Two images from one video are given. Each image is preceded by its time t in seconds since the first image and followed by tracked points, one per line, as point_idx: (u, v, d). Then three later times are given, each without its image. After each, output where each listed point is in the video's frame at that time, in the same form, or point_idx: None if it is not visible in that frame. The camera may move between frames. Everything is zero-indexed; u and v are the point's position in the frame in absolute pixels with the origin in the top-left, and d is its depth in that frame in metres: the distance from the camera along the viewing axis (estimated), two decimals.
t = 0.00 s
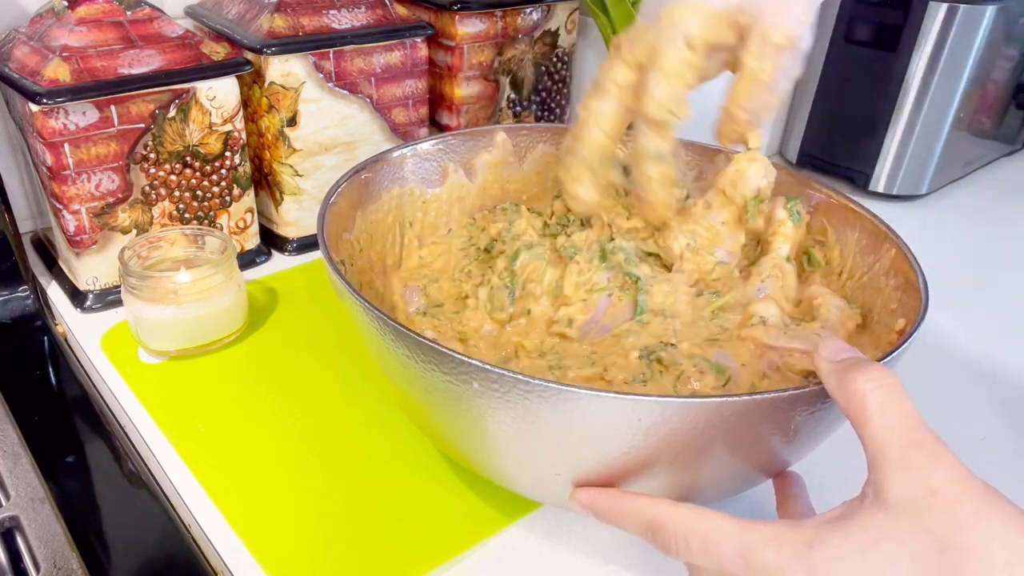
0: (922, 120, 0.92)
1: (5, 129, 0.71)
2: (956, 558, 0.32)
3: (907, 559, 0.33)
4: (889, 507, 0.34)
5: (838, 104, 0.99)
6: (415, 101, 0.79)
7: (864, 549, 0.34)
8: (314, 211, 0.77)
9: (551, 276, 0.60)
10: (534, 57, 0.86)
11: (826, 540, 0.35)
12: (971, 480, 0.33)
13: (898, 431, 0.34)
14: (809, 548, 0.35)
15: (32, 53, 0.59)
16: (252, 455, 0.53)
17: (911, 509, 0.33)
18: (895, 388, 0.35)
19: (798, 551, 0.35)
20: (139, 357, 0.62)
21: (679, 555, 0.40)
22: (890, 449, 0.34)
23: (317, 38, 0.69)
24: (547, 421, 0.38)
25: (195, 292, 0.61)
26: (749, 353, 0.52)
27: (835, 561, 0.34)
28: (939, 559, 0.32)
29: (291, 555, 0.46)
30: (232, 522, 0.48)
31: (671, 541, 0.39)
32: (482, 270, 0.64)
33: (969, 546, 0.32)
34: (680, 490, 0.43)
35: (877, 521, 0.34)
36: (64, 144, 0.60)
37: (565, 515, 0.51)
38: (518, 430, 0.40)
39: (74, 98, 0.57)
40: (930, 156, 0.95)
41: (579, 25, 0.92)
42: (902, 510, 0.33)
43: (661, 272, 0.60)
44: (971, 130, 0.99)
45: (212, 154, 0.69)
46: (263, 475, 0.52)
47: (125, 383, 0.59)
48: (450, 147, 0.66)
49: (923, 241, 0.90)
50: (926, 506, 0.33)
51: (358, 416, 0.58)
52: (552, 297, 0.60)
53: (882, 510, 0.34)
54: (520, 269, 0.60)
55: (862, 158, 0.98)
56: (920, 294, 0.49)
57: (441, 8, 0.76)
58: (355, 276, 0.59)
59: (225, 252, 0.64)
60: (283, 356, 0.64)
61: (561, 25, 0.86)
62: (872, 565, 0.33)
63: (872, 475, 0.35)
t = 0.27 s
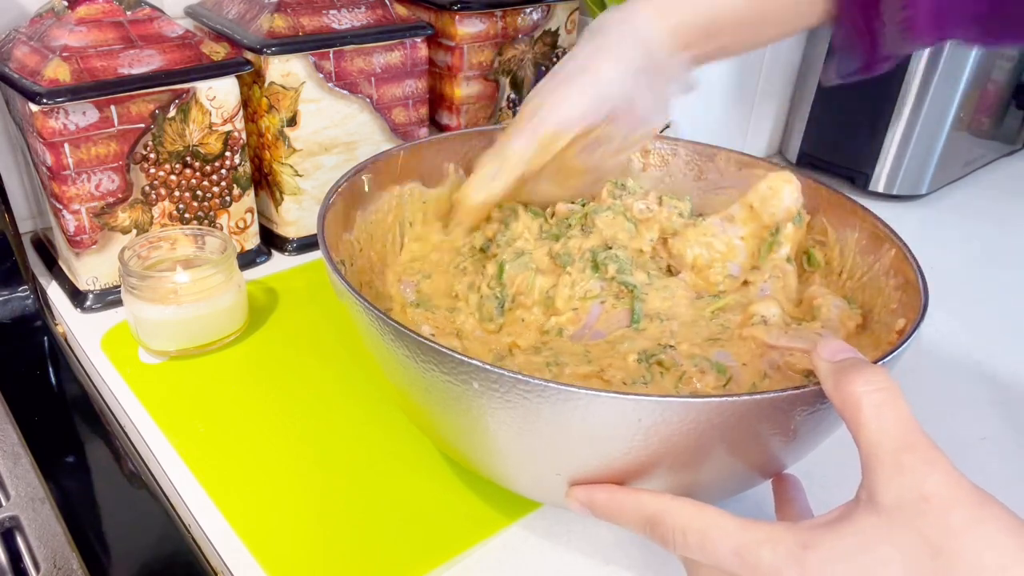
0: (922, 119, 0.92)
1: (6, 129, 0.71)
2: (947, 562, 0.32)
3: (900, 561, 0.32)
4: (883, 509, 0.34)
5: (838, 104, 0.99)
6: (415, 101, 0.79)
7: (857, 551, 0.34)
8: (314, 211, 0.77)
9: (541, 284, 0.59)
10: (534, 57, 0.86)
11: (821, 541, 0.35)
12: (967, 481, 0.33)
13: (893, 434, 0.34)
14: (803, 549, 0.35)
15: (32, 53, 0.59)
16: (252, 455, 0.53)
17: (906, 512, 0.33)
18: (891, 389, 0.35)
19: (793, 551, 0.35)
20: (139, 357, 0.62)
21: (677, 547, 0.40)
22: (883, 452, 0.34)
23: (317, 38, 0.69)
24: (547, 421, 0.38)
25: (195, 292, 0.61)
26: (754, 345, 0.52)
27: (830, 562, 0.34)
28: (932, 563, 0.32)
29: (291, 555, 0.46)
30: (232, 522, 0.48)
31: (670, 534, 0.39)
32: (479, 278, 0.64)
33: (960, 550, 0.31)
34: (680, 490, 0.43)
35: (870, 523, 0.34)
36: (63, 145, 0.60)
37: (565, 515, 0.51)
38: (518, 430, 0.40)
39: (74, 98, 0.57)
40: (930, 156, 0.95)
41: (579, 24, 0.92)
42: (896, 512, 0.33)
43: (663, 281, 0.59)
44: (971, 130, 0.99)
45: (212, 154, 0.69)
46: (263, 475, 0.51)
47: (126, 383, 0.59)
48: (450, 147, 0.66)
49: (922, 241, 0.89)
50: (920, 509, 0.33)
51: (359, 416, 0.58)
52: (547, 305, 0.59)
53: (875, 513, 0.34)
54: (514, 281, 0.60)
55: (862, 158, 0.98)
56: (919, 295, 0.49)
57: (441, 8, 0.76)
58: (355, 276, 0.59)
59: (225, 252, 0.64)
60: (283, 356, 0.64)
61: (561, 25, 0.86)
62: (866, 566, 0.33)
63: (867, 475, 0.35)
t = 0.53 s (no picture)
0: (922, 119, 0.92)
1: (6, 129, 0.71)
2: (944, 560, 0.32)
3: (897, 559, 0.33)
4: (879, 507, 0.34)
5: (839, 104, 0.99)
6: (415, 101, 0.79)
7: (855, 549, 0.34)
8: (314, 211, 0.77)
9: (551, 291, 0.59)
10: (534, 57, 0.86)
11: (819, 541, 0.35)
12: (963, 481, 0.33)
13: (890, 432, 0.34)
14: (802, 549, 0.35)
15: (32, 53, 0.59)
16: (252, 455, 0.53)
17: (903, 511, 0.33)
18: (890, 389, 0.35)
19: (791, 551, 0.35)
20: (139, 356, 0.62)
21: (673, 550, 0.40)
22: (880, 451, 0.34)
23: (317, 38, 0.69)
24: (547, 421, 0.38)
25: (195, 292, 0.61)
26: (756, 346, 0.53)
27: (827, 561, 0.34)
28: (929, 561, 0.32)
29: (291, 555, 0.46)
30: (232, 522, 0.48)
31: (667, 535, 0.39)
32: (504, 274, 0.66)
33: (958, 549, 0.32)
34: (678, 490, 0.43)
35: (868, 521, 0.34)
36: (63, 145, 0.60)
37: (564, 515, 0.51)
38: (517, 430, 0.40)
39: (74, 98, 0.57)
40: (930, 156, 0.95)
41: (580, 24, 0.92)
42: (894, 512, 0.33)
43: (692, 266, 0.60)
44: (971, 129, 0.99)
45: (212, 154, 0.69)
46: (263, 475, 0.51)
47: (126, 383, 0.59)
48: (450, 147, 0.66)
49: (922, 241, 0.90)
50: (917, 508, 0.33)
51: (359, 416, 0.58)
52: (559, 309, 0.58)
53: (872, 510, 0.34)
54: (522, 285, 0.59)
55: (862, 158, 0.98)
56: (920, 295, 0.49)
57: (441, 8, 0.76)
58: (354, 276, 0.59)
59: (225, 253, 0.64)
60: (283, 356, 0.64)
61: (561, 25, 0.86)
62: (865, 565, 0.33)
63: (864, 475, 0.35)
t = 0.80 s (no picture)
0: (923, 119, 0.92)
1: (5, 129, 0.71)
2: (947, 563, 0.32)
3: (901, 562, 0.33)
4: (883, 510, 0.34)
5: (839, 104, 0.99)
6: (414, 101, 0.79)
7: (859, 554, 0.34)
8: (314, 211, 0.77)
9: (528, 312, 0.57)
10: (534, 57, 0.86)
11: (824, 546, 0.35)
12: (966, 482, 0.33)
13: (894, 435, 0.34)
14: (807, 553, 0.35)
15: (32, 53, 0.59)
16: (252, 455, 0.53)
17: (906, 513, 0.33)
18: (892, 390, 0.35)
19: (795, 556, 0.36)
20: (139, 357, 0.62)
21: (677, 561, 0.40)
22: (885, 452, 0.34)
23: (317, 38, 0.69)
24: (547, 422, 0.38)
25: (195, 292, 0.61)
26: (769, 341, 0.54)
27: (831, 567, 0.34)
28: (933, 563, 0.32)
29: (291, 555, 0.46)
30: (232, 522, 0.48)
31: (669, 547, 0.39)
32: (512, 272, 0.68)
33: (963, 552, 0.32)
34: (678, 490, 0.43)
35: (873, 526, 0.34)
36: (64, 145, 0.60)
37: (564, 515, 0.51)
38: (517, 430, 0.40)
39: (74, 98, 0.57)
40: (930, 156, 0.95)
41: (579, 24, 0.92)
42: (897, 514, 0.33)
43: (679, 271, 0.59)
44: (971, 130, 0.99)
45: (212, 154, 0.69)
46: (263, 475, 0.51)
47: (126, 383, 0.59)
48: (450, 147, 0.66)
49: (922, 241, 0.89)
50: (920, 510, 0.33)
51: (358, 416, 0.58)
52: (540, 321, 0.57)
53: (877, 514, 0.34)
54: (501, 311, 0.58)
55: (862, 158, 0.98)
56: (921, 296, 0.49)
57: (441, 8, 0.76)
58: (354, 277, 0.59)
59: (225, 252, 0.64)
60: (283, 357, 0.64)
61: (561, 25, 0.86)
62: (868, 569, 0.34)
63: (866, 477, 0.35)
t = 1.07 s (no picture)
0: (923, 120, 0.92)
1: (5, 129, 0.71)
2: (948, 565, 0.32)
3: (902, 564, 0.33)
4: (885, 512, 0.34)
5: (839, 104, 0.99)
6: (415, 101, 0.79)
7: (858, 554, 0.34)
8: (314, 211, 0.77)
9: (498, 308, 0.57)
10: (534, 57, 0.86)
11: (823, 547, 0.35)
12: (967, 483, 0.33)
13: (896, 436, 0.34)
14: (807, 554, 0.35)
15: (32, 53, 0.59)
16: (252, 455, 0.53)
17: (907, 515, 0.33)
18: (894, 391, 0.35)
19: (795, 556, 0.36)
20: (139, 357, 0.62)
21: (678, 560, 0.40)
22: (886, 453, 0.34)
23: (317, 38, 0.69)
24: (548, 422, 0.38)
25: (195, 292, 0.61)
26: (738, 365, 0.53)
27: (831, 567, 0.35)
28: (935, 565, 0.32)
29: (291, 555, 0.46)
30: (232, 522, 0.48)
31: (670, 546, 0.40)
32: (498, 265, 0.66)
33: (965, 554, 0.32)
34: (678, 491, 0.43)
35: (873, 527, 0.34)
36: (64, 145, 0.60)
37: (564, 515, 0.51)
38: (517, 430, 0.40)
39: (74, 98, 0.57)
40: (930, 156, 0.95)
41: (579, 25, 0.92)
42: (898, 516, 0.33)
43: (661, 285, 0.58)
44: (971, 130, 0.99)
45: (212, 154, 0.69)
46: (263, 475, 0.51)
47: (126, 383, 0.59)
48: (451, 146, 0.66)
49: (922, 241, 0.89)
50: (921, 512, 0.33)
51: (358, 416, 0.58)
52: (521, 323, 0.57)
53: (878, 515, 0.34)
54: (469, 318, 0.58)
55: (862, 158, 0.98)
56: (920, 296, 0.49)
57: (441, 8, 0.76)
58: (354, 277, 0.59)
59: (225, 253, 0.64)
60: (283, 357, 0.64)
61: (561, 25, 0.86)
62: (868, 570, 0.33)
63: (868, 478, 0.35)
